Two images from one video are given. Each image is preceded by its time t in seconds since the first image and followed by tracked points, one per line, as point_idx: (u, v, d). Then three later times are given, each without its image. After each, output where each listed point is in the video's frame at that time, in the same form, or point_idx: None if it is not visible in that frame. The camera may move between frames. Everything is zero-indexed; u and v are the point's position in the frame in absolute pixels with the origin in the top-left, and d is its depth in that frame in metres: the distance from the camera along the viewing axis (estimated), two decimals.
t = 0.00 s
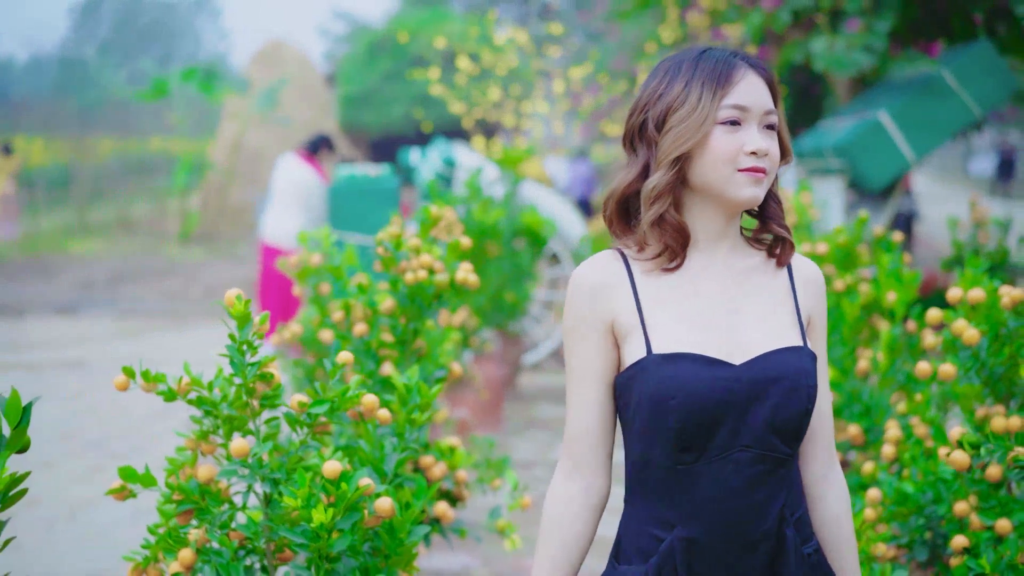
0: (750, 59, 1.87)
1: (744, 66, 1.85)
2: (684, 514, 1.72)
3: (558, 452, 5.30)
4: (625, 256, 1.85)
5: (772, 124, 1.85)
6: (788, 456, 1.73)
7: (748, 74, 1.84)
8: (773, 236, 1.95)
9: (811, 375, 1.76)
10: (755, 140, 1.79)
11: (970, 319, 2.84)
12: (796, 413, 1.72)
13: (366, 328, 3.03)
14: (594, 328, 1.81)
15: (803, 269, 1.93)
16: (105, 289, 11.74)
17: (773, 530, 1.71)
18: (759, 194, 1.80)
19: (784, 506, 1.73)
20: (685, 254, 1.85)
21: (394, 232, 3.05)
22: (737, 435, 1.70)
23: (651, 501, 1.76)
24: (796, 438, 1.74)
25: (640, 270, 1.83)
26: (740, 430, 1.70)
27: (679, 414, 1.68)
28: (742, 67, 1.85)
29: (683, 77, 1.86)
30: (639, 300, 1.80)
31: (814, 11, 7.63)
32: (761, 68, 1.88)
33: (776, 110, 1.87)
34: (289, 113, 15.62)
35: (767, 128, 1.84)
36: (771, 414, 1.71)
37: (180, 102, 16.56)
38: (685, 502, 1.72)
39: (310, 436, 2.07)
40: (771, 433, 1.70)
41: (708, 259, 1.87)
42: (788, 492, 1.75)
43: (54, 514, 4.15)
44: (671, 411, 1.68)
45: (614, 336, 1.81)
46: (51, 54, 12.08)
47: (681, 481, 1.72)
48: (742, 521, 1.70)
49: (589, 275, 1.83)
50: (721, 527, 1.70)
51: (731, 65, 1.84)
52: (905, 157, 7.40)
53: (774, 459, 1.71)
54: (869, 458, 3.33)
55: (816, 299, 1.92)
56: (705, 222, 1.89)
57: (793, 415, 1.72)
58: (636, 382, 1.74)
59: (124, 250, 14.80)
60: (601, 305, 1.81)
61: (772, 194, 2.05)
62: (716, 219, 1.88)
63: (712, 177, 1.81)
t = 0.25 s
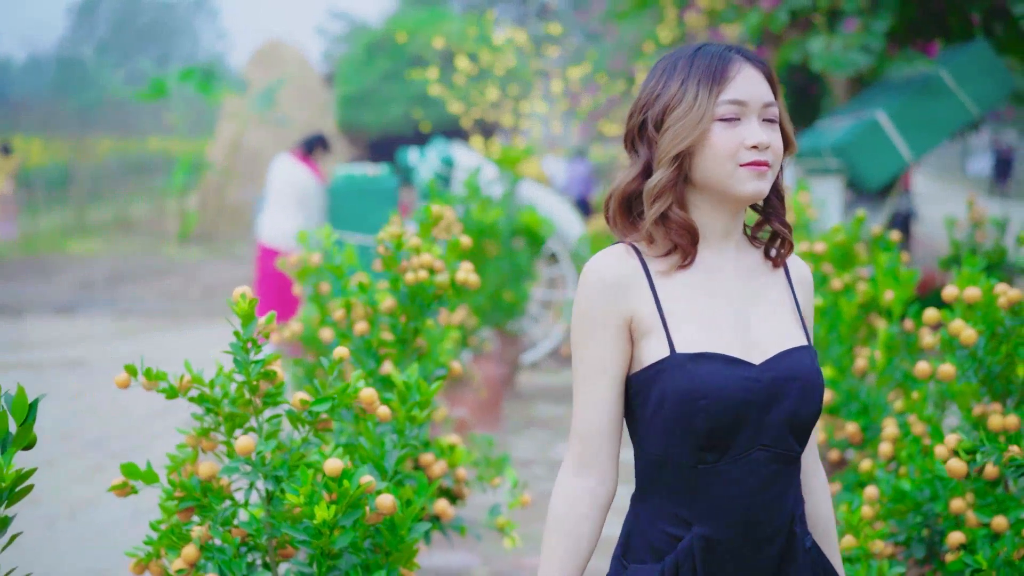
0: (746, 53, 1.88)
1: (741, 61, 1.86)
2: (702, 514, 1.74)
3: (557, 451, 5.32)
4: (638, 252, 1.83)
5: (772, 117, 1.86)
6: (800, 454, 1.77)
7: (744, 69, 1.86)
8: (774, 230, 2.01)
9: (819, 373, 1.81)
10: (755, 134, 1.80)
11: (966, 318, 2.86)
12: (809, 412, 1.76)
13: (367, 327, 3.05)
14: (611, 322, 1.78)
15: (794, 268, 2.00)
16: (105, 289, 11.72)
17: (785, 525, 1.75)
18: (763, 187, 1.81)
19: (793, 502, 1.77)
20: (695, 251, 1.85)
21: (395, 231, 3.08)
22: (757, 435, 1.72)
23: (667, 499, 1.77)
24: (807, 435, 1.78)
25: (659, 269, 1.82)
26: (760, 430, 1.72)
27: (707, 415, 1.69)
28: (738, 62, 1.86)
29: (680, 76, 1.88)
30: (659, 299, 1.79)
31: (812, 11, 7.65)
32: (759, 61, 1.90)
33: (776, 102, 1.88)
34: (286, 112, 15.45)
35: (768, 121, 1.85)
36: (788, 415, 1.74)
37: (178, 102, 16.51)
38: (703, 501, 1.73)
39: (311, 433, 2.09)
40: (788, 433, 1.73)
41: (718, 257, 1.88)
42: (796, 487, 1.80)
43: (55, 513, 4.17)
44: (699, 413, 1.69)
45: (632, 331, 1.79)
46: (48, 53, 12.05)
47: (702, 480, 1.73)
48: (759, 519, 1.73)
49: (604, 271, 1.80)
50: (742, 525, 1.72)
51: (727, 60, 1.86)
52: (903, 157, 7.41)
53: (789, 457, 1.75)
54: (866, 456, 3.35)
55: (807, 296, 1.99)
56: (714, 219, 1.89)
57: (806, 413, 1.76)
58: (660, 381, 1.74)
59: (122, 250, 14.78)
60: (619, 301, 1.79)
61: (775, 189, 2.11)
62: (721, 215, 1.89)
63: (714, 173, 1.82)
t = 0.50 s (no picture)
0: (727, 49, 1.87)
1: (721, 58, 1.85)
2: (717, 510, 1.75)
3: (555, 450, 5.33)
4: (653, 250, 1.79)
5: (760, 111, 1.85)
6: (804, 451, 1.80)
7: (725, 65, 1.84)
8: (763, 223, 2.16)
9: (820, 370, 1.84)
10: (743, 133, 1.79)
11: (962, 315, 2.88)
12: (814, 410, 1.78)
13: (366, 326, 3.07)
14: (635, 319, 1.73)
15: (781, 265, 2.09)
16: (102, 289, 11.71)
17: (789, 520, 1.80)
18: (759, 184, 1.81)
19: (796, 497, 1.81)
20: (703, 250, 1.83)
21: (395, 231, 3.11)
22: (771, 434, 1.73)
23: (680, 496, 1.78)
24: (809, 431, 1.81)
25: (676, 269, 1.80)
26: (773, 428, 1.74)
27: (730, 414, 1.69)
28: (718, 59, 1.84)
29: (662, 82, 1.87)
30: (677, 294, 1.76)
31: (809, 11, 7.66)
32: (741, 55, 1.88)
33: (762, 94, 1.87)
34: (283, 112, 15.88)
35: (756, 116, 1.84)
36: (799, 413, 1.76)
37: (175, 102, 16.50)
38: (719, 499, 1.75)
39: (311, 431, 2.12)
40: (797, 431, 1.76)
41: (723, 256, 1.88)
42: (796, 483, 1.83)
43: (55, 512, 4.17)
44: (722, 412, 1.69)
45: (652, 327, 1.76)
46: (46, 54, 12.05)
47: (718, 478, 1.74)
48: (768, 516, 1.76)
49: (621, 269, 1.74)
50: (757, 520, 1.76)
51: (706, 60, 1.84)
52: (900, 156, 7.51)
53: (797, 454, 1.78)
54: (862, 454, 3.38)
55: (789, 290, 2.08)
56: (714, 217, 1.89)
57: (813, 411, 1.78)
58: (681, 379, 1.72)
59: (120, 250, 14.80)
60: (639, 297, 1.74)
61: (773, 176, 2.14)
62: (719, 215, 1.89)
63: (706, 175, 1.82)
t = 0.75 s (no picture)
0: (707, 47, 1.86)
1: (700, 57, 1.84)
2: (723, 505, 1.77)
3: (554, 449, 5.34)
4: (666, 250, 1.75)
5: (745, 106, 1.83)
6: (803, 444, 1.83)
7: (704, 64, 1.83)
8: (759, 216, 2.19)
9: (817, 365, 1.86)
10: (727, 130, 1.78)
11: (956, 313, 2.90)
12: (815, 404, 1.80)
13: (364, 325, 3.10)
14: (657, 315, 1.71)
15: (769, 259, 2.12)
16: (100, 289, 11.68)
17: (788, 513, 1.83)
18: (748, 181, 1.79)
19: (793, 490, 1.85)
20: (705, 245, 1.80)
21: (392, 231, 3.15)
22: (779, 429, 1.75)
23: (689, 490, 1.79)
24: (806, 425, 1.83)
25: (686, 267, 1.77)
26: (780, 424, 1.75)
27: (747, 411, 1.70)
28: (697, 59, 1.83)
29: (642, 87, 1.87)
30: (692, 292, 1.75)
31: (806, 11, 7.68)
32: (722, 52, 1.87)
33: (747, 89, 1.85)
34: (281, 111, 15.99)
35: (741, 112, 1.82)
36: (803, 408, 1.78)
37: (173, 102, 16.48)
38: (728, 495, 1.77)
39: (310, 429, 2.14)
40: (800, 425, 1.78)
41: (723, 254, 1.87)
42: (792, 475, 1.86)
43: (53, 510, 4.18)
44: (740, 409, 1.70)
45: (671, 325, 1.73)
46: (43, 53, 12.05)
47: (728, 473, 1.76)
48: (771, 510, 1.79)
49: (636, 266, 1.72)
50: (762, 514, 1.79)
51: (684, 61, 1.84)
52: (898, 156, 7.46)
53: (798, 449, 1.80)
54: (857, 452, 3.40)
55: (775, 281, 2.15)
56: (706, 216, 1.87)
57: (814, 406, 1.81)
58: (699, 375, 1.71)
59: (117, 250, 14.80)
60: (656, 298, 1.71)
61: (766, 166, 2.11)
62: (713, 214, 1.88)
63: (693, 176, 1.81)
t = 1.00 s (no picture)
0: (694, 43, 1.79)
1: (687, 54, 1.77)
2: (726, 499, 1.68)
3: (551, 448, 5.36)
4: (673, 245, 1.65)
5: (734, 102, 1.76)
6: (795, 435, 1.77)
7: (690, 61, 1.76)
8: (753, 212, 2.18)
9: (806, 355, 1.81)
10: (715, 127, 1.71)
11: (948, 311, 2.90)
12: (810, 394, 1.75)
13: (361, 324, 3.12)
14: (669, 309, 1.60)
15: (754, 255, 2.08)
16: (98, 289, 11.70)
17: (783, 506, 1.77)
18: (739, 176, 1.71)
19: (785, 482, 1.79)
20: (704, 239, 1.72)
21: (388, 231, 3.18)
22: (781, 422, 1.68)
23: (692, 487, 1.69)
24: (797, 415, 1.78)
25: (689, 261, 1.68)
26: (783, 416, 1.68)
27: (754, 405, 1.62)
28: (684, 55, 1.77)
29: (627, 85, 1.80)
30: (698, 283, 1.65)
31: (802, 11, 7.70)
32: (709, 48, 1.80)
33: (736, 85, 1.78)
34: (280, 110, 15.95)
35: (729, 108, 1.75)
36: (801, 399, 1.72)
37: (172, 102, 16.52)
38: (732, 490, 1.68)
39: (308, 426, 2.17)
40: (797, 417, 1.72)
41: (721, 251, 1.80)
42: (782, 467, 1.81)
43: (53, 509, 4.20)
44: (747, 404, 1.62)
45: (681, 320, 1.63)
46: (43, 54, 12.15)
47: (734, 468, 1.67)
48: (769, 503, 1.73)
49: (647, 261, 1.60)
50: (761, 509, 1.72)
51: (671, 57, 1.77)
52: (893, 155, 7.51)
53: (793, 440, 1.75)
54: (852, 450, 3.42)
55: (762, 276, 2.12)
56: (699, 213, 1.78)
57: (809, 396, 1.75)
58: (707, 371, 1.62)
59: (116, 249, 14.87)
60: (668, 293, 1.60)
61: (758, 161, 2.12)
62: (706, 211, 1.80)
63: (682, 175, 1.74)
